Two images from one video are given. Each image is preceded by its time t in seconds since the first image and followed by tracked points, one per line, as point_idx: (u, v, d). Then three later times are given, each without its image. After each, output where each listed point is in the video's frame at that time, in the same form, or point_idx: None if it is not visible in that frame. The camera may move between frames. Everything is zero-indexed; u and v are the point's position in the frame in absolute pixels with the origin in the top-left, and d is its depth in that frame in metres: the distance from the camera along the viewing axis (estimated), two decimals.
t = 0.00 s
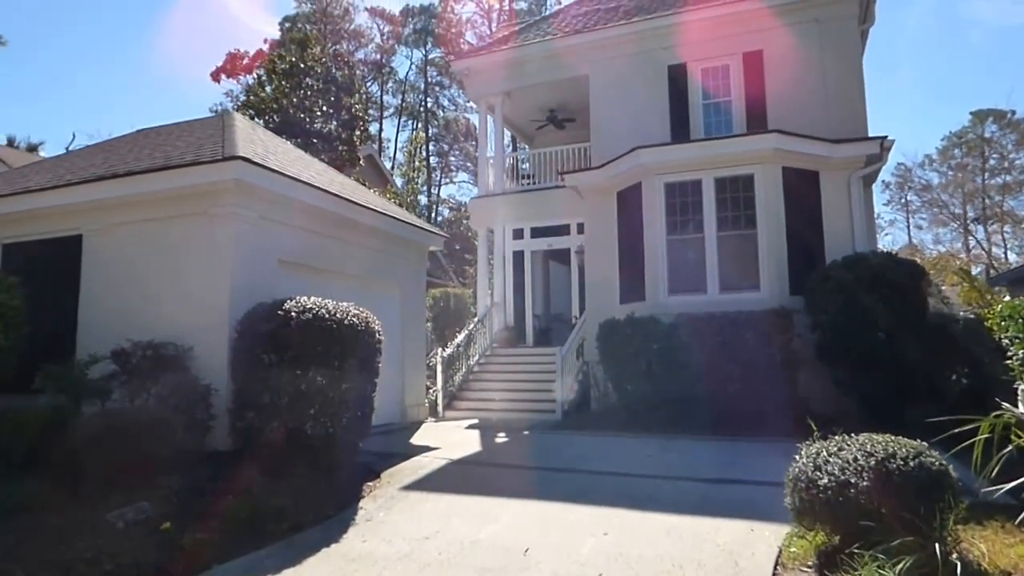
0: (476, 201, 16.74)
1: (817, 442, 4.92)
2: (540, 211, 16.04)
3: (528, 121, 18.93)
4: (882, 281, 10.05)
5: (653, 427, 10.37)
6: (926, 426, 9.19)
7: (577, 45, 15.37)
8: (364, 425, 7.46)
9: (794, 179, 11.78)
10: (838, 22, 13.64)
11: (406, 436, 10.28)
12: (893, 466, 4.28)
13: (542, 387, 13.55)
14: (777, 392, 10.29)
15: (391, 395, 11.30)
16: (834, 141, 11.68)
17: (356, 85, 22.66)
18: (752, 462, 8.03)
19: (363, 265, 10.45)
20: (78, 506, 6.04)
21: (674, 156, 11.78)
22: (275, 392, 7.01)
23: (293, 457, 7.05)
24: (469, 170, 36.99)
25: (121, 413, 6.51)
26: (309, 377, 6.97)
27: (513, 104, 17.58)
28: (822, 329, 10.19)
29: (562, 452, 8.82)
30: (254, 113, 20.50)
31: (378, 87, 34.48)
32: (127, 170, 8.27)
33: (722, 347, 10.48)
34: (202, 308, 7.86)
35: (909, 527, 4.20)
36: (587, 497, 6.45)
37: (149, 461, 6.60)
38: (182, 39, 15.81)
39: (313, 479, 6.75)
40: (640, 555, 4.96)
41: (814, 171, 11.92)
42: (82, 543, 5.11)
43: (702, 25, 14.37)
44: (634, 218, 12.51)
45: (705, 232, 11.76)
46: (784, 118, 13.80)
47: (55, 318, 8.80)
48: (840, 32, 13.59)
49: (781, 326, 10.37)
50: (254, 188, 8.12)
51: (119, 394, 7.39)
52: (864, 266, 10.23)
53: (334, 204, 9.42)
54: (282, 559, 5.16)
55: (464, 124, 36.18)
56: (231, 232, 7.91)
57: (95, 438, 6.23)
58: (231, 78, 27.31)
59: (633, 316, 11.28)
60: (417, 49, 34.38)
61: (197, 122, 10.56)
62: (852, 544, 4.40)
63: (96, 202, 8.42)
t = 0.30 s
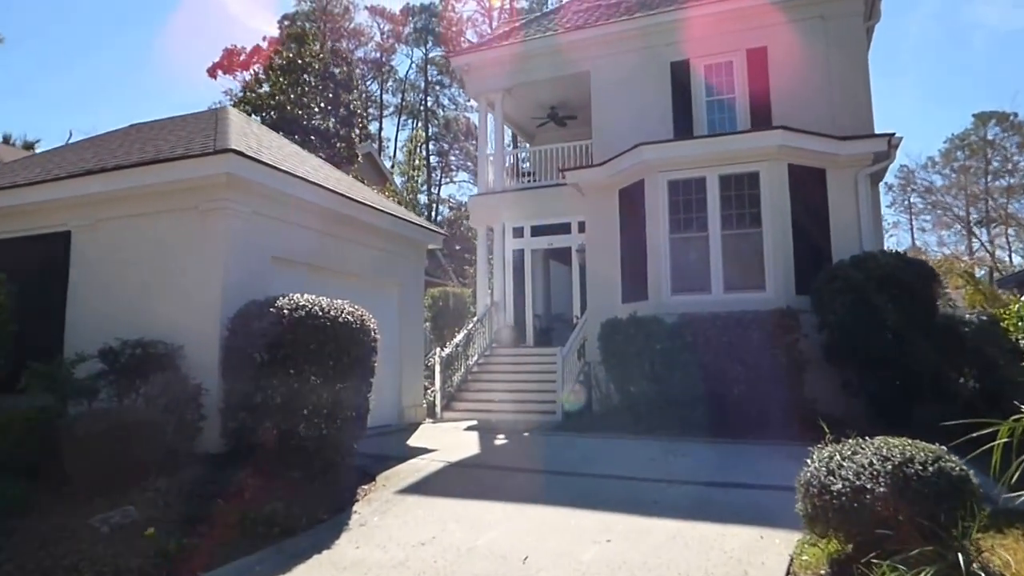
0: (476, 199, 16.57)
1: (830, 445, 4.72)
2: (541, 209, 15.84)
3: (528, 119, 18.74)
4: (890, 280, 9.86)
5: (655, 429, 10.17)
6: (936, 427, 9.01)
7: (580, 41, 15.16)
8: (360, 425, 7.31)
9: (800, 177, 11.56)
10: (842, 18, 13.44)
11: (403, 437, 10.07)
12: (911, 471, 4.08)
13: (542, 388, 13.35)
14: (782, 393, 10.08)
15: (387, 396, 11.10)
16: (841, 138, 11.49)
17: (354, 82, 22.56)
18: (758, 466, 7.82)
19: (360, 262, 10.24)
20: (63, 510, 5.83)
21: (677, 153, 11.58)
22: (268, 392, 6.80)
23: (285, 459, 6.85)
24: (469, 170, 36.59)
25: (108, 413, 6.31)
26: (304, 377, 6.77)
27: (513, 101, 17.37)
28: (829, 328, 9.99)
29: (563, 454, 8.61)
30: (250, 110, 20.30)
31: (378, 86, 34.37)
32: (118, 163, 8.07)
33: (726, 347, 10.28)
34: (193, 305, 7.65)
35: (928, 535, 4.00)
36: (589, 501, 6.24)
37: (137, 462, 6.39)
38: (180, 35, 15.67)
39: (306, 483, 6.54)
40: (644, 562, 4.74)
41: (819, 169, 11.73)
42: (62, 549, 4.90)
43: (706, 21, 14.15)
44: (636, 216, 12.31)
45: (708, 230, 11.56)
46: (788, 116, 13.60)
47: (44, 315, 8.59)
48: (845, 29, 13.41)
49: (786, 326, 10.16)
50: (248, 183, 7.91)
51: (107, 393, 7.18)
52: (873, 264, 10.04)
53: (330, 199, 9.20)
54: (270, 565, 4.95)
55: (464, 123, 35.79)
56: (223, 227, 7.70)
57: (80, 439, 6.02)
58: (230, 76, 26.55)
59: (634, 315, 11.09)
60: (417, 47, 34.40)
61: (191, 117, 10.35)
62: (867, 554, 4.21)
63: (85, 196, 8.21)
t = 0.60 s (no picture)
0: (473, 192, 16.42)
1: (842, 445, 4.55)
2: (539, 203, 15.65)
3: (527, 113, 18.53)
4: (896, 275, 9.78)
5: (654, 427, 9.98)
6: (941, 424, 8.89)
7: (584, 32, 14.97)
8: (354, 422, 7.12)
9: (804, 171, 11.37)
10: (847, 10, 13.27)
11: (398, 434, 9.87)
12: (931, 473, 3.91)
13: (538, 385, 13.17)
14: (784, 391, 9.90)
15: (379, 392, 10.86)
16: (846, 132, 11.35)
17: (350, 75, 22.33)
18: (761, 466, 7.63)
19: (353, 256, 10.00)
20: (42, 509, 5.61)
21: (679, 145, 11.38)
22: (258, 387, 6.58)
23: (274, 456, 6.63)
24: (466, 167, 36.31)
25: (90, 410, 6.07)
26: (295, 372, 6.57)
27: (513, 93, 17.15)
28: (835, 326, 9.89)
29: (561, 452, 8.42)
30: (246, 103, 20.07)
31: (376, 82, 34.28)
32: (104, 152, 7.82)
33: (727, 344, 10.09)
34: (180, 299, 7.39)
35: (947, 539, 3.82)
36: (589, 501, 6.04)
37: (120, 461, 6.16)
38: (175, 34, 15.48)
39: (296, 481, 6.32)
40: (645, 566, 4.54)
41: (823, 162, 11.54)
42: (38, 551, 4.68)
43: (713, 11, 13.96)
44: (636, 209, 12.10)
45: (709, 225, 11.36)
46: (790, 110, 13.42)
47: (27, 308, 8.34)
48: (848, 22, 13.24)
49: (789, 322, 9.97)
50: (238, 173, 7.67)
51: (91, 389, 6.94)
52: (878, 259, 9.95)
53: (323, 190, 8.96)
54: (257, 568, 4.74)
55: (462, 119, 35.44)
56: (211, 218, 7.44)
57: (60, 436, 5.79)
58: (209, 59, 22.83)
59: (634, 311, 10.91)
60: (415, 43, 34.08)
61: (183, 106, 10.11)
62: (883, 559, 4.02)
63: (71, 186, 7.96)
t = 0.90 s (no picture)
0: (469, 181, 16.18)
1: (854, 440, 4.40)
2: (537, 193, 15.41)
3: (523, 101, 18.27)
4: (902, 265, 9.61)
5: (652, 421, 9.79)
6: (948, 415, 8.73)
7: (580, 18, 14.69)
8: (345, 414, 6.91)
9: (807, 159, 11.13)
10: None
11: (391, 427, 9.66)
12: (948, 471, 3.77)
13: (534, 377, 12.98)
14: (786, 383, 9.70)
15: (371, 383, 10.63)
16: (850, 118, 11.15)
17: (344, 62, 22.02)
18: (763, 460, 7.44)
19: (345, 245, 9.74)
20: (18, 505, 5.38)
21: (679, 132, 11.14)
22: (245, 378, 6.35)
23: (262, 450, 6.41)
24: (462, 158, 35.86)
25: (70, 402, 5.84)
26: (283, 362, 6.32)
27: (510, 80, 16.87)
28: (838, 317, 9.72)
29: (557, 445, 8.21)
30: (237, 91, 19.74)
31: (371, 71, 34.03)
32: (87, 136, 7.55)
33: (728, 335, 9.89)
34: (166, 288, 7.15)
35: (966, 540, 3.68)
36: (586, 497, 5.83)
37: (101, 454, 5.94)
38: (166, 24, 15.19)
39: (283, 475, 6.11)
40: (646, 565, 4.34)
41: (826, 150, 11.32)
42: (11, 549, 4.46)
43: None
44: (635, 198, 11.88)
45: (710, 214, 11.13)
46: (792, 97, 13.19)
47: (10, 298, 8.10)
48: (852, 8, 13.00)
49: (790, 313, 9.75)
50: (226, 158, 7.39)
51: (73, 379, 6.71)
52: (883, 248, 9.83)
53: (314, 177, 8.70)
54: (240, 567, 4.51)
55: (458, 110, 35.02)
56: (198, 205, 7.17)
57: (38, 429, 5.56)
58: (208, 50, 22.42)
59: (632, 302, 10.69)
60: (411, 32, 33.81)
61: (171, 91, 9.84)
62: (897, 561, 3.86)
63: (54, 171, 7.69)
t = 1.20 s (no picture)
0: (466, 169, 15.83)
1: (867, 435, 4.15)
2: (534, 181, 15.14)
3: (520, 88, 17.97)
4: (907, 254, 9.29)
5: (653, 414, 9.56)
6: (951, 412, 8.56)
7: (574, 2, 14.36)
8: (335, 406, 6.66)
9: (810, 145, 10.88)
10: None
11: (385, 420, 9.42)
12: (971, 467, 3.52)
13: (532, 369, 12.76)
14: (790, 375, 9.47)
15: (365, 375, 10.39)
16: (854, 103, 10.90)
17: (338, 49, 21.67)
18: (768, 454, 7.21)
19: (336, 232, 9.47)
20: None
21: (680, 117, 10.86)
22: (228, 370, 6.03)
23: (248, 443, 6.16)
24: (461, 149, 35.59)
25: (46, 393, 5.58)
26: (267, 351, 6.04)
27: (506, 67, 16.57)
28: (842, 307, 9.51)
29: (556, 439, 7.99)
30: (229, 77, 19.46)
31: (367, 61, 34.00)
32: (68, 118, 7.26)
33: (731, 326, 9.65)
34: (149, 276, 6.88)
35: (989, 541, 3.44)
36: (585, 493, 5.59)
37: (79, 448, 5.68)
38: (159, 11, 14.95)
39: (271, 469, 5.86)
40: (648, 567, 4.11)
41: (829, 136, 11.06)
42: None
43: None
44: (635, 186, 11.61)
45: (712, 202, 10.87)
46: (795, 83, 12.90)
47: None
48: None
49: (795, 303, 9.50)
50: (211, 140, 7.12)
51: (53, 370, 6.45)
52: (888, 237, 9.49)
53: (303, 161, 8.41)
54: (220, 567, 4.25)
55: (456, 100, 34.76)
56: (181, 190, 6.89)
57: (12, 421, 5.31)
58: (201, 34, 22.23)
59: (632, 291, 10.46)
60: (407, 21, 33.51)
61: (157, 74, 9.56)
62: (914, 564, 3.64)
63: (33, 155, 7.40)
